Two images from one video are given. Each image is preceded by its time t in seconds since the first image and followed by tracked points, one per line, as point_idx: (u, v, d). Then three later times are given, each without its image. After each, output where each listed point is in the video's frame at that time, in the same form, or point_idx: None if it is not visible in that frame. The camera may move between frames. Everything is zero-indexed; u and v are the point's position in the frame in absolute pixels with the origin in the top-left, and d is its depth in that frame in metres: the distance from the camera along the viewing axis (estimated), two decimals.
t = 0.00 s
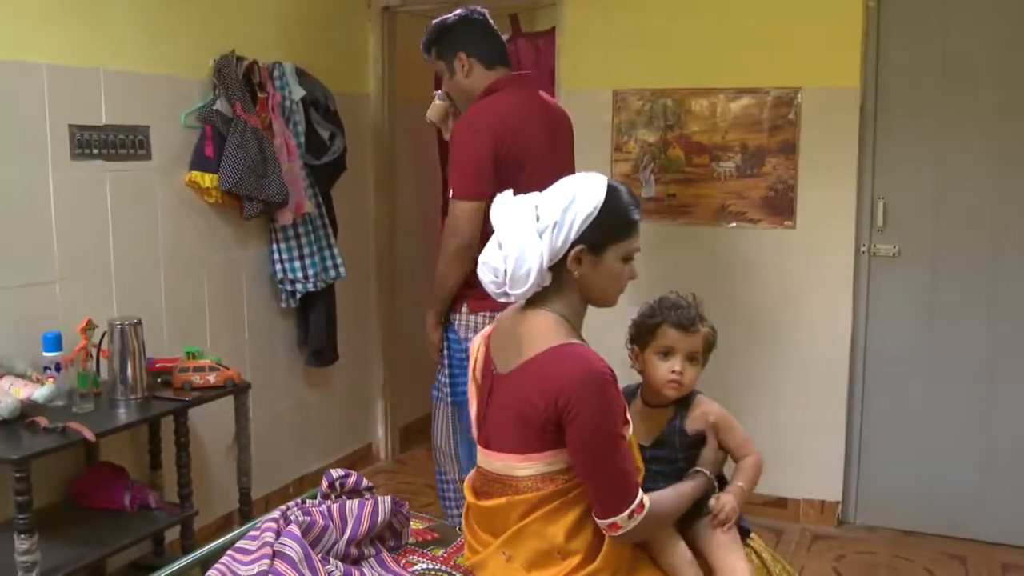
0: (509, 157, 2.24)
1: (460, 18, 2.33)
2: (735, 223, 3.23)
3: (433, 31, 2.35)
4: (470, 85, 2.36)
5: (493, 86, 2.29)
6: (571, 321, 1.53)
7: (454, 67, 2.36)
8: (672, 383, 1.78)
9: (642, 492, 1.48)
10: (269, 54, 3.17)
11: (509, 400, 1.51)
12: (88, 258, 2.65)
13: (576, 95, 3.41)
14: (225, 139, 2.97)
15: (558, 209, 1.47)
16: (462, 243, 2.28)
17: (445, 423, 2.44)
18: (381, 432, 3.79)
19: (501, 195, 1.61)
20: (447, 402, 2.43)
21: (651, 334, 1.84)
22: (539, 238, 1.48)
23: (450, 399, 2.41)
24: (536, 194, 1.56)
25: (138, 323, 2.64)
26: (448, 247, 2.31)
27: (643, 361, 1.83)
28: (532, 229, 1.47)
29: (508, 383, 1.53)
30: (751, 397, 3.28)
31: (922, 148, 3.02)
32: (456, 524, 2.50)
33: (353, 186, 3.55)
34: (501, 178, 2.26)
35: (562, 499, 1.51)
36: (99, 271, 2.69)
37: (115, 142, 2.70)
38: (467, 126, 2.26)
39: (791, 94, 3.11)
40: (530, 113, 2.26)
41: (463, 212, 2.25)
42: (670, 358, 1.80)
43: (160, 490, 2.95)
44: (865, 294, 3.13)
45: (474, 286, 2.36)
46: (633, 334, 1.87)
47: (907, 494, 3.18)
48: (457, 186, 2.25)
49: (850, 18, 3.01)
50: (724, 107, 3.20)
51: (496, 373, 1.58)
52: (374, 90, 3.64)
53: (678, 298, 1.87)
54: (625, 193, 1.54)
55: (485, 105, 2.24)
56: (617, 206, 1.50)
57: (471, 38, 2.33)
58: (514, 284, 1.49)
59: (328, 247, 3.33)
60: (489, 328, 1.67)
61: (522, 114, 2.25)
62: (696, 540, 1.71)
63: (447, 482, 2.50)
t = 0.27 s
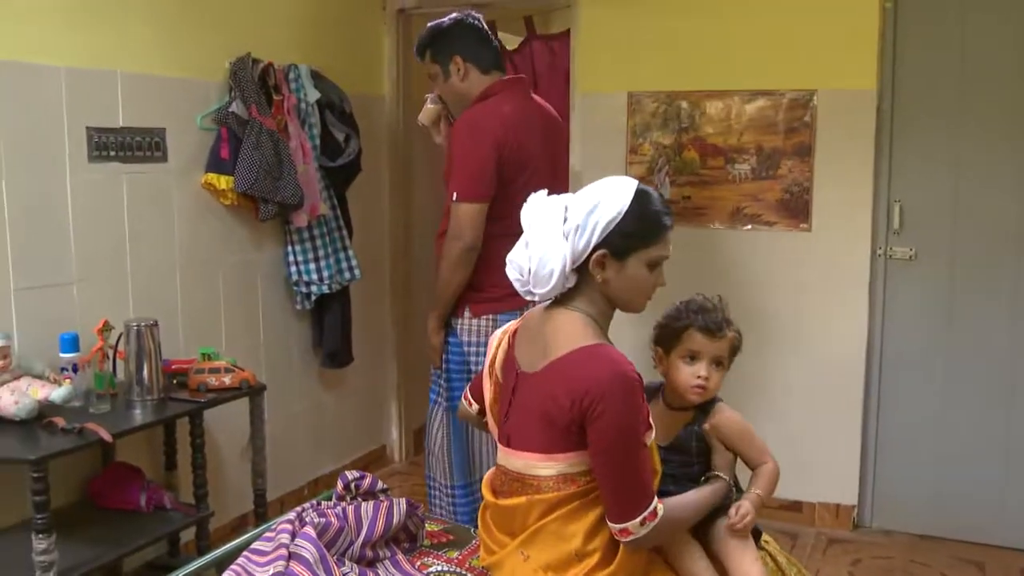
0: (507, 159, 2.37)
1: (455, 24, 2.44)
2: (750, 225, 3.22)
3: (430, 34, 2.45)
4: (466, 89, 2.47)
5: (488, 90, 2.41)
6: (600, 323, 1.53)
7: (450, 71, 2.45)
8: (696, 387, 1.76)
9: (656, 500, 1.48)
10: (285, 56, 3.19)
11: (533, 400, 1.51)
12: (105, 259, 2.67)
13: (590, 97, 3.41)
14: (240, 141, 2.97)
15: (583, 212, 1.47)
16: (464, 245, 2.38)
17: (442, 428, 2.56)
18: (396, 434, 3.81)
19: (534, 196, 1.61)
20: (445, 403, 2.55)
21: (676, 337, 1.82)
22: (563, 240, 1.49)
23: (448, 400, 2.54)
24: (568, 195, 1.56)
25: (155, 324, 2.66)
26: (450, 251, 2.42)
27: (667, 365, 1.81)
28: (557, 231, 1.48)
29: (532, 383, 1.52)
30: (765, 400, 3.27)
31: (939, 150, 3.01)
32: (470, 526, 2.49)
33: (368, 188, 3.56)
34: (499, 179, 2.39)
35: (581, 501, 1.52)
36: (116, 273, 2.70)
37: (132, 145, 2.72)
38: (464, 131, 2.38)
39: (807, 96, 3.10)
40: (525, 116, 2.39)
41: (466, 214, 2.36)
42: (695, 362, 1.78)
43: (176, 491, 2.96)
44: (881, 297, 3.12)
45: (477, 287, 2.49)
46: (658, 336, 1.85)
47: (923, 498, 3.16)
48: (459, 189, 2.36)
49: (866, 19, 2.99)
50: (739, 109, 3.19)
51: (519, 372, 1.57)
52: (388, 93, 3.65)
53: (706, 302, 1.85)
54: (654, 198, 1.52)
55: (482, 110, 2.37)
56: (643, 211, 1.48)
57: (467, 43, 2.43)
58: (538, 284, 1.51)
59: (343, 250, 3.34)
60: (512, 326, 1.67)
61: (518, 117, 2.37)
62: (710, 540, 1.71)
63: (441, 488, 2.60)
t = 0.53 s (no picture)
0: (503, 158, 2.40)
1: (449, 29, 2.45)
2: (758, 226, 3.22)
3: (422, 37, 2.45)
4: (459, 93, 2.49)
5: (481, 93, 2.45)
6: (602, 322, 1.52)
7: (443, 75, 2.47)
8: (707, 386, 1.72)
9: (660, 500, 1.47)
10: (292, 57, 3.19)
11: (540, 402, 1.51)
12: (113, 260, 2.67)
13: (597, 98, 3.41)
14: (248, 142, 2.97)
15: (578, 212, 1.47)
16: (466, 244, 2.38)
17: (440, 429, 2.56)
18: (403, 435, 3.84)
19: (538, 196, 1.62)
20: (443, 403, 2.55)
21: (693, 333, 1.77)
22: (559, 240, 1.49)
23: (447, 399, 2.54)
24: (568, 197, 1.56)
25: (162, 325, 2.66)
26: (450, 251, 2.41)
27: (680, 360, 1.77)
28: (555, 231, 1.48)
29: (538, 385, 1.52)
30: (771, 402, 3.27)
31: (947, 152, 3.00)
32: (478, 527, 2.49)
33: (375, 189, 3.57)
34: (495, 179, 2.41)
35: (588, 502, 1.51)
36: (124, 273, 2.71)
37: (140, 145, 2.72)
38: (460, 135, 2.38)
39: (814, 97, 3.09)
40: (518, 117, 2.43)
41: (468, 212, 2.36)
42: (710, 361, 1.73)
43: (184, 491, 2.97)
44: (888, 299, 3.11)
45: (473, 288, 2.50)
46: (675, 330, 1.81)
47: (931, 501, 3.15)
48: (459, 187, 2.36)
49: (874, 20, 2.99)
50: (746, 110, 3.19)
51: (524, 374, 1.57)
52: (396, 95, 3.66)
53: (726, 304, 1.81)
54: (653, 196, 1.50)
55: (477, 110, 2.40)
56: (640, 210, 1.47)
57: (461, 48, 2.45)
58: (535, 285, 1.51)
59: (350, 250, 3.34)
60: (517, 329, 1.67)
61: (512, 118, 2.41)
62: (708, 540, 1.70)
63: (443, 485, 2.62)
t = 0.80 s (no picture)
0: (490, 154, 2.41)
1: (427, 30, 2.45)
2: (762, 225, 3.21)
3: (405, 36, 2.45)
4: (439, 93, 2.48)
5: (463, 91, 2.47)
6: (596, 320, 1.51)
7: (423, 75, 2.47)
8: (680, 363, 1.67)
9: (661, 489, 1.45)
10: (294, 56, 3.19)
11: (536, 401, 1.49)
12: (115, 259, 2.66)
13: (601, 97, 3.40)
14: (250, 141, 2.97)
15: (563, 211, 1.46)
16: (462, 235, 2.37)
17: (430, 423, 2.55)
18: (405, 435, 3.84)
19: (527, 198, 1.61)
20: (434, 397, 2.54)
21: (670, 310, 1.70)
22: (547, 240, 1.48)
23: (438, 393, 2.53)
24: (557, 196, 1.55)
25: (164, 324, 2.65)
26: (444, 241, 2.39)
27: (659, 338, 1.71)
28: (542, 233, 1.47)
29: (532, 384, 1.50)
30: (775, 403, 3.26)
31: (953, 151, 2.99)
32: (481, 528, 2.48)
33: (377, 189, 3.57)
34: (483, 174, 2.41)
35: (589, 501, 1.50)
36: (126, 273, 2.70)
37: (142, 144, 2.71)
38: (443, 135, 2.38)
39: (819, 96, 3.08)
40: (501, 115, 2.46)
41: (465, 201, 2.35)
42: (683, 338, 1.67)
43: (185, 491, 2.96)
44: (893, 299, 3.10)
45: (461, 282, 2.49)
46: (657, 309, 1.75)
47: (936, 502, 3.14)
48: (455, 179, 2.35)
49: (879, 18, 2.97)
50: (750, 109, 3.18)
51: (518, 374, 1.56)
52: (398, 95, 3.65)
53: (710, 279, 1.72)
54: (641, 192, 1.49)
55: (462, 106, 2.40)
56: (626, 206, 1.45)
57: (441, 50, 2.45)
58: (526, 286, 1.50)
59: (353, 250, 3.33)
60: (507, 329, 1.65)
61: (497, 115, 2.44)
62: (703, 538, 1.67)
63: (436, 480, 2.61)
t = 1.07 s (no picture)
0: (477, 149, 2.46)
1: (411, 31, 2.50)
2: (771, 225, 3.18)
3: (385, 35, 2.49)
4: (422, 92, 2.53)
5: (446, 88, 2.52)
6: (591, 317, 1.48)
7: (405, 74, 2.50)
8: (657, 295, 1.59)
9: (682, 462, 1.43)
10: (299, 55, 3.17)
11: (536, 400, 1.46)
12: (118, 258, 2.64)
13: (608, 95, 3.37)
14: (255, 141, 2.95)
15: (551, 212, 1.43)
16: (460, 221, 2.40)
17: (410, 416, 2.55)
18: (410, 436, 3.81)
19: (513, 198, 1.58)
20: (411, 390, 2.55)
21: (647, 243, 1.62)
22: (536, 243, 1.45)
23: (415, 385, 2.54)
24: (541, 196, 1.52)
25: (168, 324, 2.63)
26: (437, 228, 2.43)
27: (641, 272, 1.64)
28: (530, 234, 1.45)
29: (532, 386, 1.48)
30: (783, 404, 3.23)
31: (964, 149, 2.95)
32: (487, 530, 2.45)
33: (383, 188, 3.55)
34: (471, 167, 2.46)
35: (596, 498, 1.47)
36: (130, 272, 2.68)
37: (146, 143, 2.69)
38: (428, 131, 2.42)
39: (828, 94, 3.05)
40: (482, 112, 2.52)
41: (455, 192, 2.39)
42: (659, 270, 1.58)
43: (189, 492, 2.94)
44: (904, 299, 3.07)
45: (438, 276, 2.52)
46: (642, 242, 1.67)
47: (946, 504, 3.10)
48: (450, 169, 2.39)
49: (890, 16, 2.94)
50: (759, 107, 3.15)
51: (516, 377, 1.53)
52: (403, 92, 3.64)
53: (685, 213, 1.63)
54: (628, 186, 1.46)
55: (446, 102, 2.45)
56: (613, 203, 1.43)
57: (421, 51, 2.49)
58: (517, 290, 1.47)
59: (358, 250, 3.31)
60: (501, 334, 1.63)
61: (479, 111, 2.49)
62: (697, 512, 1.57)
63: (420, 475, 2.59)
